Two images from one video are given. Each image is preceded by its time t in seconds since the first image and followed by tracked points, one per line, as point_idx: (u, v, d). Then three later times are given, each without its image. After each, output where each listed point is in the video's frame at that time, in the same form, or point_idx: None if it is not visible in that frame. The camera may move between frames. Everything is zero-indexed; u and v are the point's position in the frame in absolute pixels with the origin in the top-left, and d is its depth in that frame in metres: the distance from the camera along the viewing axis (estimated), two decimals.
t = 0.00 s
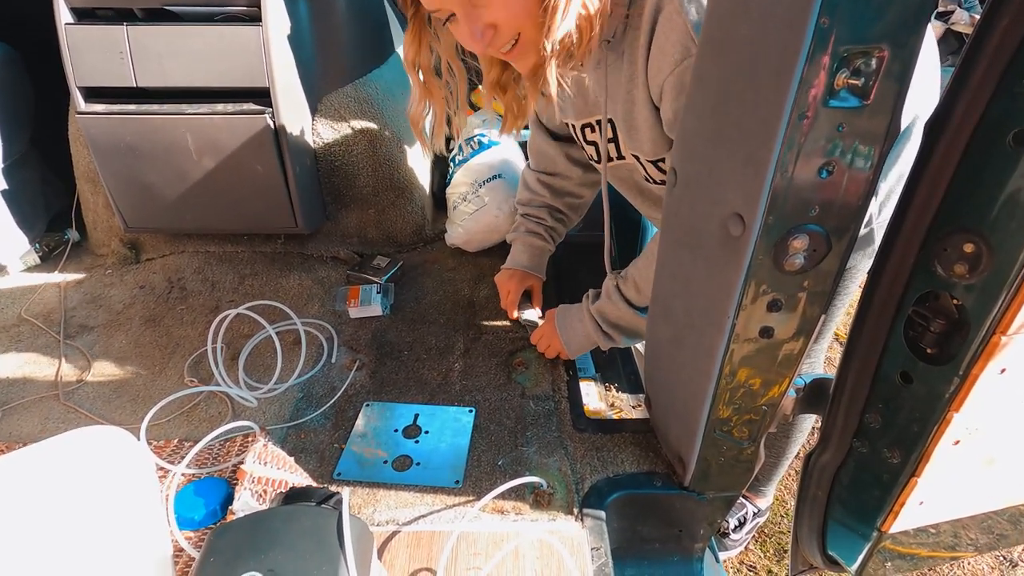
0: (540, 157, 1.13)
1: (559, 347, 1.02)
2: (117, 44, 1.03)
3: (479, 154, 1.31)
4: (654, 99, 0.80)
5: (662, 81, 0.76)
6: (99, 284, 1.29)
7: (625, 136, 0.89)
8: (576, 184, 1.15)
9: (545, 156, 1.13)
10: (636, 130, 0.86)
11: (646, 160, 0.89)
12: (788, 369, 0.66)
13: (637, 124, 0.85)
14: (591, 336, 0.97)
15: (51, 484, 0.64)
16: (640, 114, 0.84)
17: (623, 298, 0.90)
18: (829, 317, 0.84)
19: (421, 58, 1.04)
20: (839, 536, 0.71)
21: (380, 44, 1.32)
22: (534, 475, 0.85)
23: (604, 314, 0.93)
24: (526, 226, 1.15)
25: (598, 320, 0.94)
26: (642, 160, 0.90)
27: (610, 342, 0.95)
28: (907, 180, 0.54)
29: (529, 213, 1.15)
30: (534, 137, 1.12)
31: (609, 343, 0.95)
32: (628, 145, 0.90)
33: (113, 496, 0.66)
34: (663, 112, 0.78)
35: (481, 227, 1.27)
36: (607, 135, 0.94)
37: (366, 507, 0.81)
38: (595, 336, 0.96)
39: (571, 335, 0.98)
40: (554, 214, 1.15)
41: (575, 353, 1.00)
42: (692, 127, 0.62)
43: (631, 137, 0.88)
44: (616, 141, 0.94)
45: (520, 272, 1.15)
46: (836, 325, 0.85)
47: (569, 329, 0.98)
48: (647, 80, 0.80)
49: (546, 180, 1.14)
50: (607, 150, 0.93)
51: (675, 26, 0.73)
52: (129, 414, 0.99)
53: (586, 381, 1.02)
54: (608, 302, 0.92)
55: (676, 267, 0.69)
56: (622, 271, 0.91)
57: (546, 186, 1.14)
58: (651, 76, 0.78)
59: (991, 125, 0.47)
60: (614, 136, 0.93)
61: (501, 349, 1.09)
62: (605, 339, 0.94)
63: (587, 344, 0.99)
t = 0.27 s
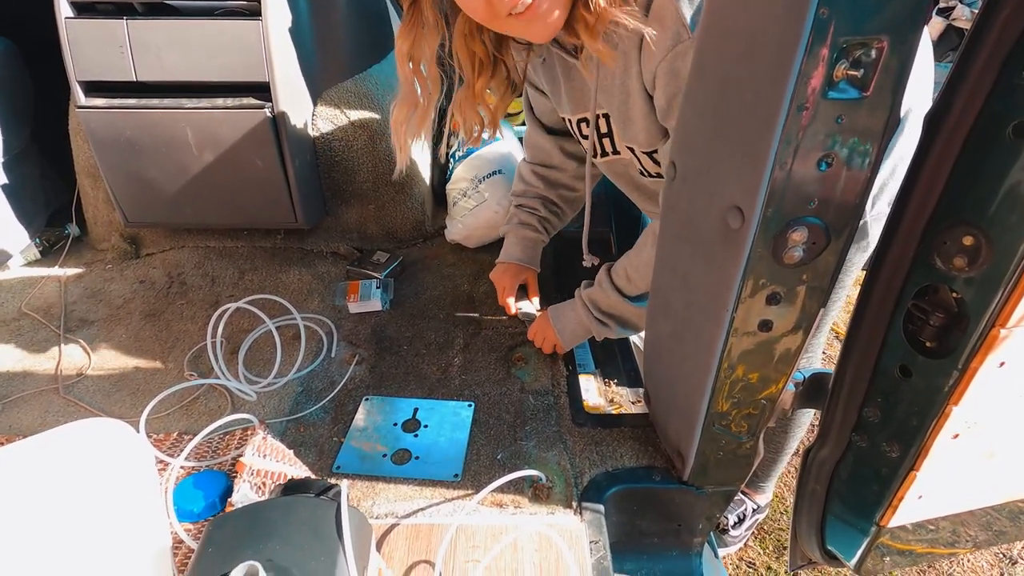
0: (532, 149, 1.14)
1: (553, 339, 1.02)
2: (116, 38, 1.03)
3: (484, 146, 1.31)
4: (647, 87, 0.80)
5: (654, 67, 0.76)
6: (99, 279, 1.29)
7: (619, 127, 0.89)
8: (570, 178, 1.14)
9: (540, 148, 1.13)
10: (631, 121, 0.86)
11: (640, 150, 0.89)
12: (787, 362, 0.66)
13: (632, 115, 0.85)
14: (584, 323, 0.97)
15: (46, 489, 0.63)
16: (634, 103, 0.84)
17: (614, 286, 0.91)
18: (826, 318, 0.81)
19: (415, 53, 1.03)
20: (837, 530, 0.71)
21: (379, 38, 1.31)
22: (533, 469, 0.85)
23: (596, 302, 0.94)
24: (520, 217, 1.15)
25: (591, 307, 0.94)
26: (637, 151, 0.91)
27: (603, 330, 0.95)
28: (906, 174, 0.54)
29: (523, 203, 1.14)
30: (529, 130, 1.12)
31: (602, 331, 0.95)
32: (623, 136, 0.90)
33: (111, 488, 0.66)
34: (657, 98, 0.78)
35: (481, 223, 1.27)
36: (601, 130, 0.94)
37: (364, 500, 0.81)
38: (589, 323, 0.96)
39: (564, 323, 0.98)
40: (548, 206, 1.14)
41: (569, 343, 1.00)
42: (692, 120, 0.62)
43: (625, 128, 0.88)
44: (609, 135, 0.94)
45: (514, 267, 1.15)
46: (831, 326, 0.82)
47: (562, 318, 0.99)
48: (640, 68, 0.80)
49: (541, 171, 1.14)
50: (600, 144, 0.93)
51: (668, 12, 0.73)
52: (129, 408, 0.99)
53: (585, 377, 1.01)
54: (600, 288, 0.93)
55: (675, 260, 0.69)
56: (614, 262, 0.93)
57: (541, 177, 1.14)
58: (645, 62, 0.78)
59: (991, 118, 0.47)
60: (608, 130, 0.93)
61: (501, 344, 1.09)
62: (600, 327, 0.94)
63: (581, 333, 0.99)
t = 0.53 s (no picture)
0: (530, 134, 1.14)
1: (561, 339, 1.03)
2: (125, 36, 1.04)
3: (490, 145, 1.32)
4: (659, 86, 0.80)
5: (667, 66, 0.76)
6: (107, 275, 1.30)
7: (628, 124, 0.90)
8: (568, 166, 1.15)
9: (537, 134, 1.13)
10: (640, 120, 0.87)
11: (648, 148, 0.90)
12: (791, 359, 0.66)
13: (641, 114, 0.86)
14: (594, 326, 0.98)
15: (51, 476, 0.63)
16: (643, 103, 0.85)
17: (624, 289, 0.92)
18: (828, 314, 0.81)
19: (439, 40, 1.03)
20: (840, 525, 0.71)
21: (386, 38, 1.32)
22: (539, 463, 0.86)
23: (608, 307, 0.95)
24: (514, 200, 1.15)
25: (602, 312, 0.95)
26: (645, 148, 0.92)
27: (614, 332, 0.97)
28: (911, 171, 0.55)
29: (519, 188, 1.15)
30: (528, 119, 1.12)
31: (612, 332, 0.96)
32: (630, 134, 0.91)
33: (117, 476, 0.67)
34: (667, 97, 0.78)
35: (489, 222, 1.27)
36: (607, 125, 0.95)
37: (373, 494, 0.82)
38: (599, 326, 0.97)
39: (574, 324, 0.99)
40: (543, 191, 1.15)
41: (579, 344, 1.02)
42: (698, 118, 0.62)
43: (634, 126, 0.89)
44: (618, 130, 0.95)
45: (508, 255, 1.17)
46: (833, 324, 0.82)
47: (571, 318, 1.00)
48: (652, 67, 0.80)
49: (540, 158, 1.14)
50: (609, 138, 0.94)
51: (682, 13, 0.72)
52: (138, 403, 1.00)
53: (589, 373, 1.02)
54: (610, 293, 0.93)
55: (681, 257, 0.70)
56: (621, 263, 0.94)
57: (539, 164, 1.14)
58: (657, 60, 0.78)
59: (995, 116, 0.48)
60: (615, 125, 0.93)
61: (506, 340, 1.10)
62: (609, 329, 0.96)
63: (591, 334, 1.00)
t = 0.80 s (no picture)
0: (525, 138, 1.13)
1: (563, 340, 1.02)
2: (129, 34, 1.04)
3: (492, 145, 1.32)
4: (668, 91, 0.80)
5: (679, 73, 0.75)
6: (110, 273, 1.30)
7: (636, 129, 0.89)
8: (565, 170, 1.15)
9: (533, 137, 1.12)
10: (649, 126, 0.87)
11: (658, 153, 0.90)
12: (794, 358, 0.66)
13: (650, 120, 0.86)
14: (598, 328, 0.98)
15: (55, 475, 0.63)
16: (653, 108, 0.84)
17: (632, 295, 0.92)
18: (834, 315, 0.81)
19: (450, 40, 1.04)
20: (843, 525, 0.71)
21: (388, 38, 1.31)
22: (541, 462, 0.86)
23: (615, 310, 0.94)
24: (513, 208, 1.15)
25: (608, 317, 0.95)
26: (654, 153, 0.92)
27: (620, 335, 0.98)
28: (916, 169, 0.54)
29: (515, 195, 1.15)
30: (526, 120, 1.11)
31: (619, 335, 0.98)
32: (639, 138, 0.91)
33: (122, 476, 0.67)
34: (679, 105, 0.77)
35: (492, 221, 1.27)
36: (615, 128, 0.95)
37: (375, 492, 0.82)
38: (604, 329, 0.97)
39: (579, 328, 0.99)
40: (542, 197, 1.16)
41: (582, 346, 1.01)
42: (703, 116, 0.62)
43: (642, 132, 0.89)
44: (626, 133, 0.95)
45: (507, 262, 1.16)
46: (838, 325, 0.83)
47: (578, 325, 0.99)
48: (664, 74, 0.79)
49: (537, 162, 1.14)
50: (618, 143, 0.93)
51: (695, 21, 0.72)
52: (141, 400, 1.00)
53: (590, 372, 1.02)
54: (617, 296, 0.93)
55: (684, 255, 0.70)
56: (629, 266, 0.93)
57: (536, 168, 1.14)
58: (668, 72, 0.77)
59: (1000, 115, 0.47)
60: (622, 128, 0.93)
61: (508, 339, 1.10)
62: (615, 333, 0.97)
63: (595, 337, 0.99)
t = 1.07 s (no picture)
0: (534, 147, 1.13)
1: (562, 340, 1.02)
2: (126, 31, 1.03)
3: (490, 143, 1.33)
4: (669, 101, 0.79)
5: (677, 84, 0.75)
6: (107, 271, 1.30)
7: (636, 138, 0.88)
8: (573, 175, 1.15)
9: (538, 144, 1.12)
10: (648, 134, 0.86)
11: (658, 161, 0.89)
12: (796, 359, 0.65)
13: (650, 129, 0.85)
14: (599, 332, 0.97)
15: (59, 470, 0.63)
16: (652, 117, 0.84)
17: (633, 297, 0.91)
18: (837, 316, 0.81)
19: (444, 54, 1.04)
20: (844, 528, 0.70)
21: (386, 34, 1.31)
22: (540, 463, 0.85)
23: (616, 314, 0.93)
24: (524, 218, 1.16)
25: (608, 320, 0.94)
26: (654, 160, 0.91)
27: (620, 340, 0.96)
28: (920, 168, 0.54)
29: (525, 205, 1.16)
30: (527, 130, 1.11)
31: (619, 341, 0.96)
32: (638, 146, 0.90)
33: (123, 473, 0.66)
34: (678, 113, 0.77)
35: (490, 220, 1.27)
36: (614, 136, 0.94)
37: (372, 492, 0.81)
38: (604, 333, 0.96)
39: (579, 330, 0.99)
40: (552, 206, 1.16)
41: (581, 347, 1.00)
42: (703, 114, 0.61)
43: (642, 140, 0.88)
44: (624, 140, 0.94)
45: (516, 263, 1.15)
46: (840, 327, 0.83)
47: (576, 326, 0.99)
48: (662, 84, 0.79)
49: (546, 171, 1.15)
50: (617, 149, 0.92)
51: (690, 32, 0.72)
52: (137, 399, 1.00)
53: (591, 373, 1.00)
54: (619, 300, 0.92)
55: (685, 255, 0.69)
56: (631, 269, 0.92)
57: (545, 177, 1.15)
58: (665, 81, 0.77)
59: (1007, 113, 0.47)
60: (621, 135, 0.92)
61: (507, 338, 1.09)
62: (615, 338, 0.95)
63: (595, 339, 0.99)
